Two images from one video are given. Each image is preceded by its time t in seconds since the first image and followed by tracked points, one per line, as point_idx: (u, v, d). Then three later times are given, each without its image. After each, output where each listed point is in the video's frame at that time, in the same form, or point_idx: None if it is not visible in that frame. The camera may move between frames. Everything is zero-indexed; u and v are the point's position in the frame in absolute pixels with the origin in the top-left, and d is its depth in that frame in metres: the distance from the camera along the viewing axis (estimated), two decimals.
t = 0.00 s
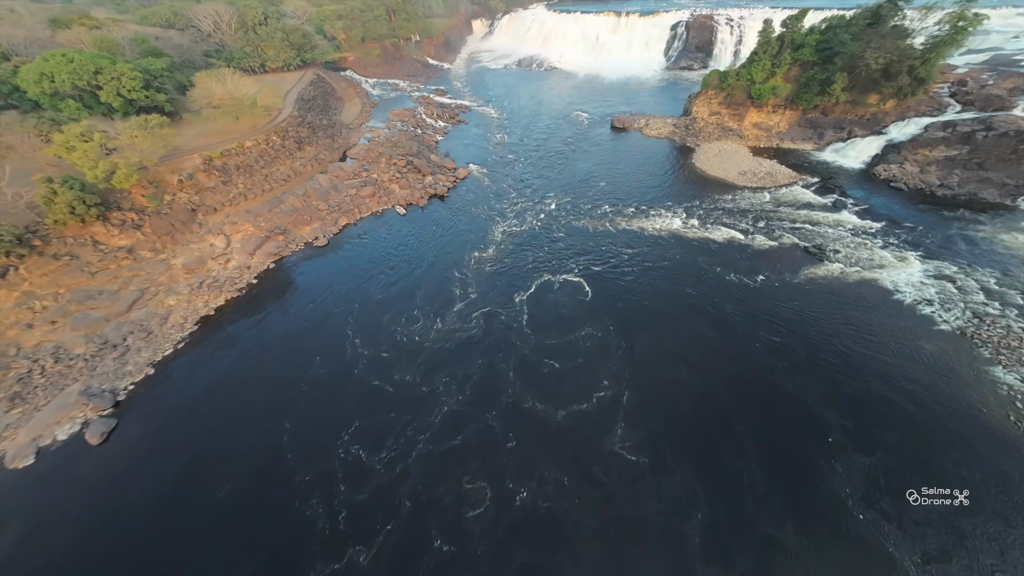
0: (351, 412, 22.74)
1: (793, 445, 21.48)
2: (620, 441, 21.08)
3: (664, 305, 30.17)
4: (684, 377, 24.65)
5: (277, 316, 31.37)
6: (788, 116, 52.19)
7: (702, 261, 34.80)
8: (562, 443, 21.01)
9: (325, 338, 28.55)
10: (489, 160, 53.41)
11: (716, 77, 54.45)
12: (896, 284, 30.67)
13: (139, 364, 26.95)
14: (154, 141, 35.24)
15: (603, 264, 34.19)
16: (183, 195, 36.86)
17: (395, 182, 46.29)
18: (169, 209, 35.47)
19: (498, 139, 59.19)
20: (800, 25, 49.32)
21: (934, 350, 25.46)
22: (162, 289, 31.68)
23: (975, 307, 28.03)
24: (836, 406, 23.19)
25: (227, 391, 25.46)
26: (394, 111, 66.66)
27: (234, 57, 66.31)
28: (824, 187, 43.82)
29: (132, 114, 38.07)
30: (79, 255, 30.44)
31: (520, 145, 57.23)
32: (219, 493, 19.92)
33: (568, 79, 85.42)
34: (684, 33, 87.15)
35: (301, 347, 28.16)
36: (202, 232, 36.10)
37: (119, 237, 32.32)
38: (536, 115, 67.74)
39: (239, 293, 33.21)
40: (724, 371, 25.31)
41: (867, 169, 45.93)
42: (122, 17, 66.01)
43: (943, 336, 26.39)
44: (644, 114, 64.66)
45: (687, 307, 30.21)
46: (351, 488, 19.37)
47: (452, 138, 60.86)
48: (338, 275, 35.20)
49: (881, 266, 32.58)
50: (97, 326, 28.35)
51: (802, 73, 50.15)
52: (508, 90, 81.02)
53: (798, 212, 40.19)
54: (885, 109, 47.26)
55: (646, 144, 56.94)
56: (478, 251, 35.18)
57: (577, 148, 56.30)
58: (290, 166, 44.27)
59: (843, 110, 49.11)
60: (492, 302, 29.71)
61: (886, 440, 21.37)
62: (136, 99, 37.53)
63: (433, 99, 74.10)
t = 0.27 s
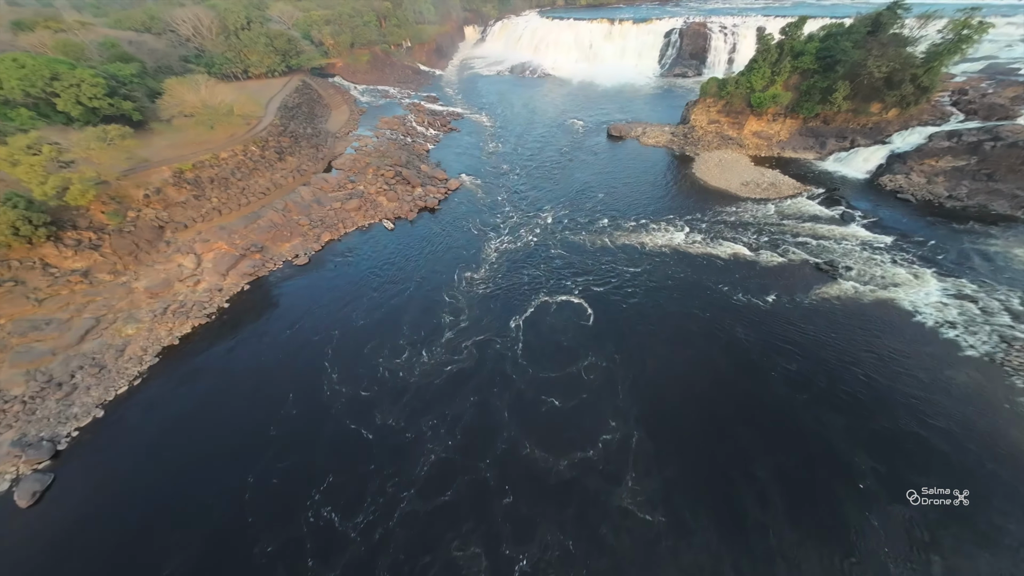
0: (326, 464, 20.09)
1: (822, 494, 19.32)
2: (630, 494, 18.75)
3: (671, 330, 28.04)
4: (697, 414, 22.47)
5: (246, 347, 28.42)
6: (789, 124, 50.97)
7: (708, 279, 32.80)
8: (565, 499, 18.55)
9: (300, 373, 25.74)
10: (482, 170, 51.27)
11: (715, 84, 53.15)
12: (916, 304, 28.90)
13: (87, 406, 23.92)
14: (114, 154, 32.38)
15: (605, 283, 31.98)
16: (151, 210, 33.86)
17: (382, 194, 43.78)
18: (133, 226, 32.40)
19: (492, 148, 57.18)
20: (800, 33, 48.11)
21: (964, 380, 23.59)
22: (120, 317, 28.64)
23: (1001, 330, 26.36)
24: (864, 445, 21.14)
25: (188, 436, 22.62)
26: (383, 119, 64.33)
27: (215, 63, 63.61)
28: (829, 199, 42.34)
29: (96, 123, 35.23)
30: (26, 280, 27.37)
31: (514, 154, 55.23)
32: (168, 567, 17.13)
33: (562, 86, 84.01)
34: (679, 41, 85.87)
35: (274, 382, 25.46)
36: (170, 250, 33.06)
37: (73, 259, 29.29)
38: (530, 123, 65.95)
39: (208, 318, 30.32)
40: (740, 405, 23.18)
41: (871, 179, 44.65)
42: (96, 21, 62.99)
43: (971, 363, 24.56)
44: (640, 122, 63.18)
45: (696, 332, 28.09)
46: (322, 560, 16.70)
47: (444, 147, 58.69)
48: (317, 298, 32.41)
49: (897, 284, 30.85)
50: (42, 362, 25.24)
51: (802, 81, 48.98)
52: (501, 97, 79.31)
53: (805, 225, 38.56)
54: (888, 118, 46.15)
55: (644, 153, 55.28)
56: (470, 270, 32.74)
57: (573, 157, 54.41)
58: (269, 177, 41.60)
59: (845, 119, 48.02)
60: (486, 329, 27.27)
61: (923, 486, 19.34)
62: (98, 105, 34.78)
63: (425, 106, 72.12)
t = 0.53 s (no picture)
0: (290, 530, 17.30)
1: (861, 560, 16.96)
2: (644, 564, 16.29)
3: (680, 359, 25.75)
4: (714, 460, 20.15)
5: (209, 381, 25.41)
6: (790, 134, 49.64)
7: (716, 299, 30.65)
8: (569, 572, 16.00)
9: (266, 414, 22.80)
10: (475, 180, 48.93)
11: (714, 92, 51.78)
12: (938, 328, 27.01)
13: (17, 457, 20.75)
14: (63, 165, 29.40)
15: (606, 305, 29.66)
16: (108, 226, 30.87)
17: (367, 206, 41.13)
18: (87, 244, 29.40)
19: (485, 157, 55.02)
20: (801, 40, 46.94)
21: (1001, 416, 21.56)
22: (66, 348, 25.52)
23: None
24: (901, 495, 18.91)
25: (131, 493, 19.57)
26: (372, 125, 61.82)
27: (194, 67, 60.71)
28: (836, 211, 40.74)
29: (48, 130, 32.26)
30: None
31: (508, 163, 53.00)
32: None
33: (556, 93, 82.36)
34: (673, 48, 85.36)
35: (237, 424, 22.52)
36: (129, 271, 30.07)
37: (13, 283, 26.11)
38: (524, 130, 63.96)
39: (168, 348, 27.26)
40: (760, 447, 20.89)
41: (877, 191, 43.27)
42: (66, 22, 59.80)
43: (1006, 396, 22.58)
44: (637, 129, 61.57)
45: (706, 360, 25.83)
46: None
47: (435, 155, 56.37)
48: (291, 324, 29.50)
49: (916, 305, 29.01)
50: None
51: (804, 89, 47.70)
52: (494, 103, 77.47)
53: (813, 239, 36.82)
54: (892, 128, 44.96)
55: (642, 162, 53.45)
56: (461, 292, 30.19)
57: (569, 166, 52.35)
58: (245, 189, 38.79)
59: (847, 129, 46.81)
60: (477, 360, 24.69)
61: (971, 546, 17.14)
62: (51, 110, 31.61)
63: (416, 112, 69.73)
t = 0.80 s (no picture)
0: None
1: None
2: None
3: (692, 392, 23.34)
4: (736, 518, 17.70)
5: (162, 423, 22.42)
6: (794, 143, 48.08)
7: (728, 322, 28.34)
8: None
9: (223, 465, 19.86)
10: (467, 190, 46.48)
11: (715, 100, 50.15)
12: (968, 355, 24.96)
13: None
14: None
15: (608, 330, 27.30)
16: (59, 245, 27.88)
17: (352, 218, 38.50)
18: (33, 264, 26.38)
19: (479, 165, 52.79)
20: (805, 47, 45.43)
21: None
22: None
23: None
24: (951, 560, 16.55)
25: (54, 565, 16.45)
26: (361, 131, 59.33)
27: (173, 70, 57.87)
28: (845, 224, 38.97)
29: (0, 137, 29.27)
30: None
31: (503, 172, 50.68)
32: None
33: (552, 99, 80.59)
34: (670, 54, 84.08)
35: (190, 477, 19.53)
36: (81, 294, 27.09)
37: None
38: (519, 138, 61.86)
39: (120, 383, 24.23)
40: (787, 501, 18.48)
41: (885, 203, 41.65)
42: (36, 22, 56.66)
43: None
44: (636, 137, 59.78)
45: (721, 393, 23.41)
46: None
47: (426, 163, 53.97)
48: (262, 353, 26.59)
49: (940, 329, 27.03)
50: None
51: (808, 97, 46.17)
52: (489, 109, 75.51)
53: (824, 255, 34.94)
54: (899, 138, 43.52)
55: (642, 171, 51.48)
56: (451, 316, 27.59)
57: (566, 176, 50.18)
58: (219, 201, 36.02)
59: (853, 138, 45.34)
60: (468, 398, 22.08)
61: None
62: None
63: (407, 118, 67.36)
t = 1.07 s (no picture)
0: None
1: None
2: None
3: (707, 434, 20.87)
4: None
5: (103, 477, 19.38)
6: (799, 152, 46.31)
7: (743, 348, 25.95)
8: None
9: (170, 533, 17.05)
10: (459, 200, 44.05)
11: (718, 107, 48.33)
12: (1006, 388, 22.80)
13: None
14: None
15: (612, 359, 24.88)
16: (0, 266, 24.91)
17: (335, 232, 35.86)
18: None
19: (472, 174, 50.46)
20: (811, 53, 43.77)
21: None
22: None
23: None
24: None
25: None
26: (349, 138, 56.73)
27: (150, 73, 54.96)
28: (858, 238, 37.02)
29: None
30: None
31: (497, 181, 48.31)
32: None
33: (548, 104, 78.69)
34: (667, 60, 82.78)
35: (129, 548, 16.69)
36: (21, 321, 24.05)
37: None
38: (515, 145, 59.65)
39: (59, 427, 21.18)
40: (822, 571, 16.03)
41: (897, 215, 39.84)
42: (2, 22, 53.50)
43: None
44: (635, 145, 57.82)
45: (739, 435, 20.96)
46: None
47: (417, 172, 51.47)
48: (226, 389, 23.63)
49: (971, 357, 24.91)
50: None
51: (814, 104, 44.48)
52: (483, 115, 73.42)
53: (838, 272, 32.89)
54: (909, 147, 41.87)
55: (642, 180, 49.35)
56: (439, 346, 24.98)
57: (564, 185, 47.87)
58: (189, 215, 33.19)
59: (861, 148, 43.66)
60: (456, 445, 19.51)
61: None
62: None
63: (398, 124, 64.91)
